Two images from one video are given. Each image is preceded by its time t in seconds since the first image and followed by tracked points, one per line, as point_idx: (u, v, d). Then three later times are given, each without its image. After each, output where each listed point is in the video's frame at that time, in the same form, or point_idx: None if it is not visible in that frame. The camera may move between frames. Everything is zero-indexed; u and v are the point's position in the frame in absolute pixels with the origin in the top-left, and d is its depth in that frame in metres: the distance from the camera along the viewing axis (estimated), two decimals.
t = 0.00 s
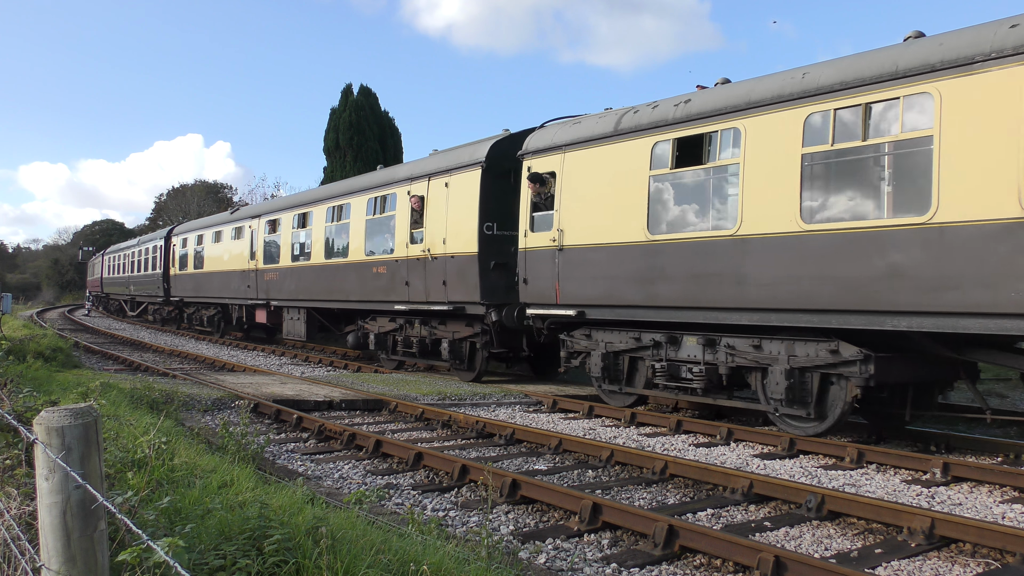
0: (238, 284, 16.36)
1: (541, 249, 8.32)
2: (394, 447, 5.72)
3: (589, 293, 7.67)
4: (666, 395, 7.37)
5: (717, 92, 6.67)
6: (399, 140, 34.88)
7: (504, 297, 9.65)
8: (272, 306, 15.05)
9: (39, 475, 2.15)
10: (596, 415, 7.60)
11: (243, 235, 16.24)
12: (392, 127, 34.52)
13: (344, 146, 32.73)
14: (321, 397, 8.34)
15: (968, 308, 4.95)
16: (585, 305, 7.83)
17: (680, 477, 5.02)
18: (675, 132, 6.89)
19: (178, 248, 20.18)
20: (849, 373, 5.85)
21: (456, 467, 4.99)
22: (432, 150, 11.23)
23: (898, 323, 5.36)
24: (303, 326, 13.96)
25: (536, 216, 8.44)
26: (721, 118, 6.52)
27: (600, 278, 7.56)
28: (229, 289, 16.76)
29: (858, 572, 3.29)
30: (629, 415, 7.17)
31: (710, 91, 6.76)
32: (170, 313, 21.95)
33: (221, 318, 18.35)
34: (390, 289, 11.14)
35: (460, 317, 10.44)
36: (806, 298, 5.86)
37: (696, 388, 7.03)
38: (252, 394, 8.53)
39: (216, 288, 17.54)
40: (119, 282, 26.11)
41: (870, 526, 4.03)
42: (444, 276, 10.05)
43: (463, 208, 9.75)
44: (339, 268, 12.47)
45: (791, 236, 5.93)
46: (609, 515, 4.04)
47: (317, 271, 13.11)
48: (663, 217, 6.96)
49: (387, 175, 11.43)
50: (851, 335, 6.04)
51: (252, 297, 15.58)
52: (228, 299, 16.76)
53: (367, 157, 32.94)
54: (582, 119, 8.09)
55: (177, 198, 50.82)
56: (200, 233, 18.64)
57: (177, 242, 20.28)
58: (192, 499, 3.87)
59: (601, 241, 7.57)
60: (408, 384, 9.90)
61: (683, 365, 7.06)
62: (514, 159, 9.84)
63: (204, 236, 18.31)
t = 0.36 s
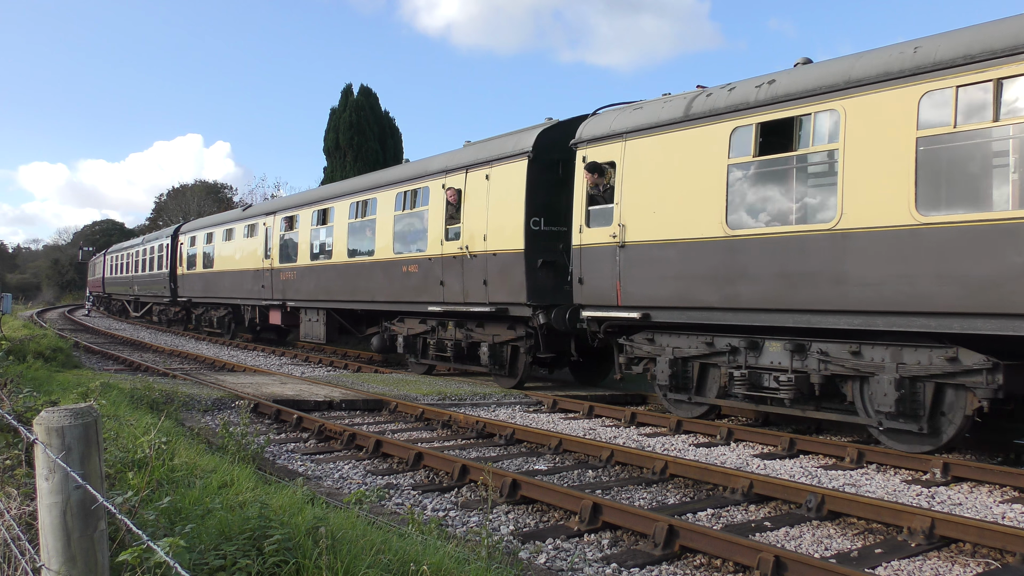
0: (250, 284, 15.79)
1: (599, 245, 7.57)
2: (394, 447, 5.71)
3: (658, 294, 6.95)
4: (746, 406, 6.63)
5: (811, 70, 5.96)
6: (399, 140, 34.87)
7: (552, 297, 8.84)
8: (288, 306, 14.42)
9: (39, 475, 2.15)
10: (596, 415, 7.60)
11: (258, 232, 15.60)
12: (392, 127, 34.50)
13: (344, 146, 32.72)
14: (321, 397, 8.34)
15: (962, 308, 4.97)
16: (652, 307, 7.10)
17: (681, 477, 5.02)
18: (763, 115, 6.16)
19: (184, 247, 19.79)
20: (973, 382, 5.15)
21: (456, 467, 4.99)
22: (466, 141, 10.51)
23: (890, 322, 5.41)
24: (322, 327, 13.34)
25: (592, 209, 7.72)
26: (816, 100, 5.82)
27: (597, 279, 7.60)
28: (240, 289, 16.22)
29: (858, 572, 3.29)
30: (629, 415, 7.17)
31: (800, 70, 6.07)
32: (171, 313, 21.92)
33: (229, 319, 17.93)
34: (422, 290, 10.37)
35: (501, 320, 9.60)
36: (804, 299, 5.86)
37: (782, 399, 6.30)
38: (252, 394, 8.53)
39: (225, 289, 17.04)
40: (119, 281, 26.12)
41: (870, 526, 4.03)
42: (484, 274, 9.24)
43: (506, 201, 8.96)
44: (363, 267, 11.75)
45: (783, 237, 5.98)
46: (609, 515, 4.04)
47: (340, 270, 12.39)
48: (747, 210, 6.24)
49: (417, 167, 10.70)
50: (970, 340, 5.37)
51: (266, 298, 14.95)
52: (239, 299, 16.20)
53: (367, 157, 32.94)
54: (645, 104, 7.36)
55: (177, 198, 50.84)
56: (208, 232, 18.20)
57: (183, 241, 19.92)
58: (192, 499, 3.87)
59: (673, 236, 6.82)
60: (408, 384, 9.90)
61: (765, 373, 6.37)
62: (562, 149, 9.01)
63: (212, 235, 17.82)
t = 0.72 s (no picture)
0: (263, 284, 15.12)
1: (668, 241, 6.80)
2: (394, 448, 5.72)
3: (740, 296, 6.18)
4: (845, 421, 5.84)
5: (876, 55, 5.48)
6: (399, 140, 34.87)
7: (608, 299, 8.00)
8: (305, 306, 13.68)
9: (39, 476, 2.15)
10: (596, 415, 7.60)
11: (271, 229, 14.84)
12: (392, 127, 34.48)
13: (344, 146, 32.71)
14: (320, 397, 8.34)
15: (951, 309, 4.98)
16: (730, 309, 6.32)
17: (680, 477, 5.02)
18: (871, 94, 5.39)
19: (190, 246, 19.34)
20: None
21: (456, 467, 4.99)
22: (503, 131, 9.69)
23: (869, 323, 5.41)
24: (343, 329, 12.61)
25: (658, 201, 6.98)
26: (886, 85, 5.31)
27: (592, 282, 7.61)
28: (252, 289, 15.54)
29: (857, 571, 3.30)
30: (629, 416, 7.18)
31: (859, 55, 5.61)
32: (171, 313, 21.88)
33: (237, 320, 17.43)
34: (458, 290, 9.50)
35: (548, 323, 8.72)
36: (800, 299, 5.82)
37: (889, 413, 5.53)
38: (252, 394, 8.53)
39: (235, 289, 16.45)
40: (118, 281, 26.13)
41: (869, 526, 4.03)
42: (531, 273, 8.40)
43: (555, 193, 8.11)
44: (391, 265, 10.88)
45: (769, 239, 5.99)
46: (608, 515, 4.04)
47: (365, 269, 11.55)
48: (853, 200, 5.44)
49: (450, 159, 9.85)
50: None
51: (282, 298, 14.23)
52: (252, 299, 15.51)
53: (367, 157, 32.94)
54: (719, 87, 6.62)
55: (177, 198, 50.83)
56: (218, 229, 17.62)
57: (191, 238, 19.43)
58: (192, 499, 3.87)
59: (759, 231, 6.04)
60: (408, 384, 9.90)
61: (866, 383, 5.61)
62: (618, 136, 8.16)
63: (222, 233, 17.21)
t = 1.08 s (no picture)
0: (279, 283, 14.50)
1: (753, 237, 6.15)
2: (394, 448, 5.71)
3: (844, 297, 5.51)
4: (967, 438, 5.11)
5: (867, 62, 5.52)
6: (399, 140, 34.86)
7: (677, 300, 7.28)
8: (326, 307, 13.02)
9: (39, 476, 2.15)
10: (596, 415, 7.60)
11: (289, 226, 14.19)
12: (392, 126, 34.46)
13: (344, 146, 32.71)
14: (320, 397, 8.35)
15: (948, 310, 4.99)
16: (733, 307, 6.31)
17: (680, 477, 5.02)
18: (1004, 68, 4.71)
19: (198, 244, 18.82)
20: None
21: (456, 467, 4.99)
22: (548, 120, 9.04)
23: (876, 323, 5.39)
24: (368, 331, 11.96)
25: (738, 192, 6.35)
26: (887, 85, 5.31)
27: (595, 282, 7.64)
28: (267, 289, 14.90)
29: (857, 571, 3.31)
30: (629, 416, 7.17)
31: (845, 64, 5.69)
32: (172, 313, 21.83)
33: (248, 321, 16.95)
34: (501, 290, 8.83)
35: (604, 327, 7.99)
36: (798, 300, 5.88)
37: None
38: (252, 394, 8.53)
39: (248, 289, 15.86)
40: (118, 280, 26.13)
41: (869, 527, 4.03)
42: (589, 272, 7.74)
43: (615, 185, 7.46)
44: (423, 264, 10.20)
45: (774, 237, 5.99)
46: (609, 515, 4.04)
47: (395, 268, 10.85)
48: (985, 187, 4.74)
49: (492, 149, 9.20)
50: None
51: (301, 298, 13.60)
52: (268, 299, 14.85)
53: (367, 157, 32.93)
54: (810, 66, 5.98)
55: (177, 198, 50.85)
56: (230, 227, 17.01)
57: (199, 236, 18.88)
58: (191, 499, 3.87)
59: (864, 223, 5.38)
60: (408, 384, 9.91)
61: (995, 396, 4.87)
62: (685, 123, 7.44)
63: (235, 230, 16.59)
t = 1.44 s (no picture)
0: (300, 282, 13.68)
1: (860, 231, 5.48)
2: (394, 448, 5.72)
3: (971, 300, 4.83)
4: None
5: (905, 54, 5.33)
6: (399, 140, 34.86)
7: (759, 302, 6.55)
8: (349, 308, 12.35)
9: (39, 476, 2.15)
10: (596, 415, 7.60)
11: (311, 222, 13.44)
12: (392, 126, 34.44)
13: (344, 146, 32.71)
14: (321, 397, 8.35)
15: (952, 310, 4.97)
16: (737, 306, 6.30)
17: (680, 477, 5.02)
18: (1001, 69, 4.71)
19: (208, 243, 18.05)
20: None
21: (456, 467, 4.99)
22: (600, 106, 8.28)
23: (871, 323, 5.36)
24: (397, 333, 11.23)
25: (840, 182, 5.68)
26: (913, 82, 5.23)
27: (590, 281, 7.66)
28: (285, 289, 14.20)
29: (856, 571, 3.31)
30: (629, 416, 7.17)
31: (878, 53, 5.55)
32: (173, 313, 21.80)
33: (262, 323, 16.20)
34: (553, 290, 8.09)
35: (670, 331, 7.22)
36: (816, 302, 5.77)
37: None
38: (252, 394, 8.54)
39: (264, 289, 15.04)
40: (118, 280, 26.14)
41: (870, 527, 4.03)
42: (657, 271, 6.99)
43: (688, 174, 6.71)
44: (463, 261, 9.46)
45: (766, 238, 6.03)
46: (609, 515, 4.04)
47: (430, 267, 10.10)
48: None
49: (540, 138, 8.43)
50: None
51: (323, 299, 12.87)
52: (285, 300, 14.20)
53: (367, 157, 32.93)
54: (925, 39, 5.29)
55: (177, 198, 50.86)
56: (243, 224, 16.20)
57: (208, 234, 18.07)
58: (192, 499, 3.88)
59: (993, 215, 4.71)
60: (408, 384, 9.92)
61: None
62: (769, 107, 6.65)
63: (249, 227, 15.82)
